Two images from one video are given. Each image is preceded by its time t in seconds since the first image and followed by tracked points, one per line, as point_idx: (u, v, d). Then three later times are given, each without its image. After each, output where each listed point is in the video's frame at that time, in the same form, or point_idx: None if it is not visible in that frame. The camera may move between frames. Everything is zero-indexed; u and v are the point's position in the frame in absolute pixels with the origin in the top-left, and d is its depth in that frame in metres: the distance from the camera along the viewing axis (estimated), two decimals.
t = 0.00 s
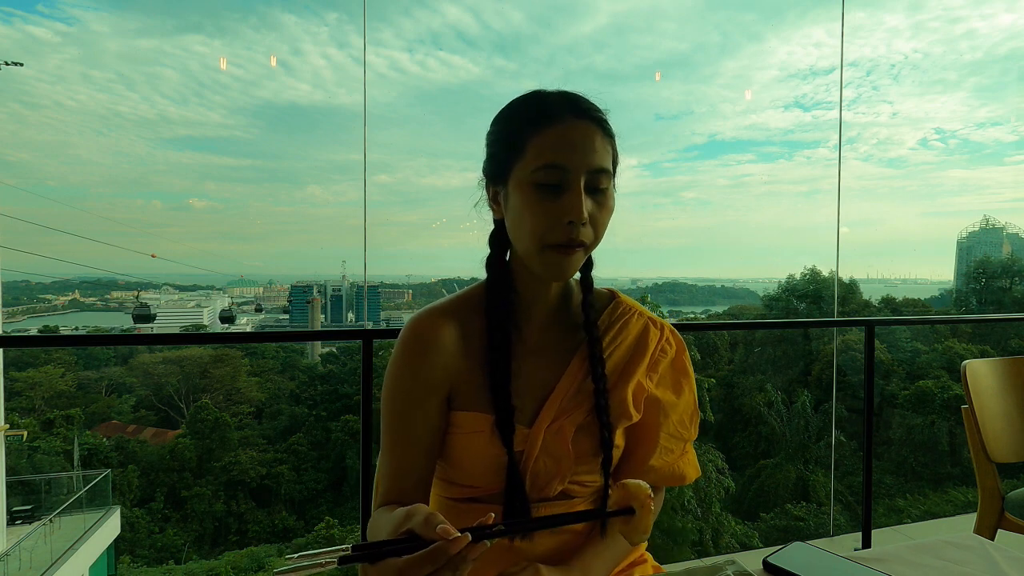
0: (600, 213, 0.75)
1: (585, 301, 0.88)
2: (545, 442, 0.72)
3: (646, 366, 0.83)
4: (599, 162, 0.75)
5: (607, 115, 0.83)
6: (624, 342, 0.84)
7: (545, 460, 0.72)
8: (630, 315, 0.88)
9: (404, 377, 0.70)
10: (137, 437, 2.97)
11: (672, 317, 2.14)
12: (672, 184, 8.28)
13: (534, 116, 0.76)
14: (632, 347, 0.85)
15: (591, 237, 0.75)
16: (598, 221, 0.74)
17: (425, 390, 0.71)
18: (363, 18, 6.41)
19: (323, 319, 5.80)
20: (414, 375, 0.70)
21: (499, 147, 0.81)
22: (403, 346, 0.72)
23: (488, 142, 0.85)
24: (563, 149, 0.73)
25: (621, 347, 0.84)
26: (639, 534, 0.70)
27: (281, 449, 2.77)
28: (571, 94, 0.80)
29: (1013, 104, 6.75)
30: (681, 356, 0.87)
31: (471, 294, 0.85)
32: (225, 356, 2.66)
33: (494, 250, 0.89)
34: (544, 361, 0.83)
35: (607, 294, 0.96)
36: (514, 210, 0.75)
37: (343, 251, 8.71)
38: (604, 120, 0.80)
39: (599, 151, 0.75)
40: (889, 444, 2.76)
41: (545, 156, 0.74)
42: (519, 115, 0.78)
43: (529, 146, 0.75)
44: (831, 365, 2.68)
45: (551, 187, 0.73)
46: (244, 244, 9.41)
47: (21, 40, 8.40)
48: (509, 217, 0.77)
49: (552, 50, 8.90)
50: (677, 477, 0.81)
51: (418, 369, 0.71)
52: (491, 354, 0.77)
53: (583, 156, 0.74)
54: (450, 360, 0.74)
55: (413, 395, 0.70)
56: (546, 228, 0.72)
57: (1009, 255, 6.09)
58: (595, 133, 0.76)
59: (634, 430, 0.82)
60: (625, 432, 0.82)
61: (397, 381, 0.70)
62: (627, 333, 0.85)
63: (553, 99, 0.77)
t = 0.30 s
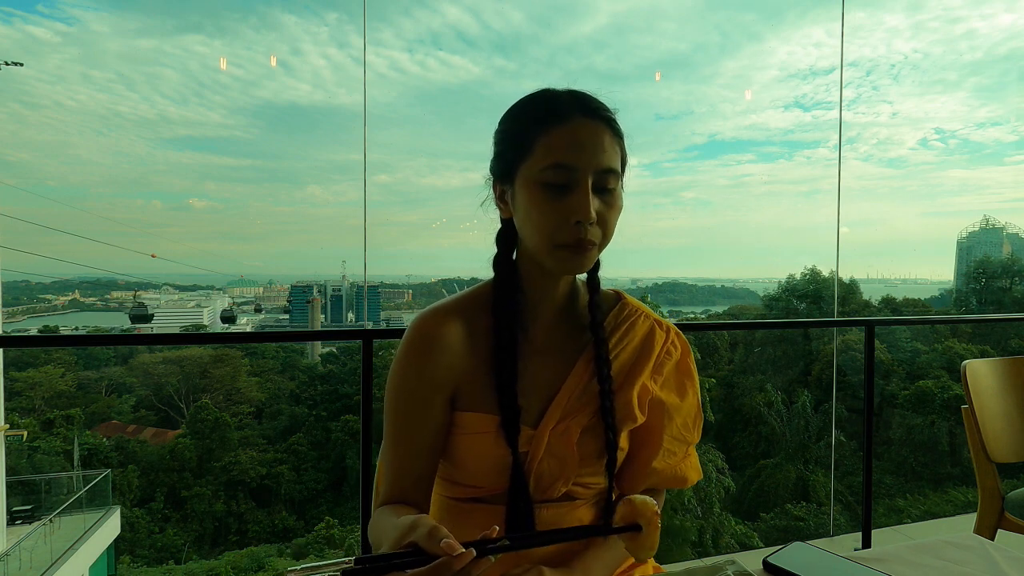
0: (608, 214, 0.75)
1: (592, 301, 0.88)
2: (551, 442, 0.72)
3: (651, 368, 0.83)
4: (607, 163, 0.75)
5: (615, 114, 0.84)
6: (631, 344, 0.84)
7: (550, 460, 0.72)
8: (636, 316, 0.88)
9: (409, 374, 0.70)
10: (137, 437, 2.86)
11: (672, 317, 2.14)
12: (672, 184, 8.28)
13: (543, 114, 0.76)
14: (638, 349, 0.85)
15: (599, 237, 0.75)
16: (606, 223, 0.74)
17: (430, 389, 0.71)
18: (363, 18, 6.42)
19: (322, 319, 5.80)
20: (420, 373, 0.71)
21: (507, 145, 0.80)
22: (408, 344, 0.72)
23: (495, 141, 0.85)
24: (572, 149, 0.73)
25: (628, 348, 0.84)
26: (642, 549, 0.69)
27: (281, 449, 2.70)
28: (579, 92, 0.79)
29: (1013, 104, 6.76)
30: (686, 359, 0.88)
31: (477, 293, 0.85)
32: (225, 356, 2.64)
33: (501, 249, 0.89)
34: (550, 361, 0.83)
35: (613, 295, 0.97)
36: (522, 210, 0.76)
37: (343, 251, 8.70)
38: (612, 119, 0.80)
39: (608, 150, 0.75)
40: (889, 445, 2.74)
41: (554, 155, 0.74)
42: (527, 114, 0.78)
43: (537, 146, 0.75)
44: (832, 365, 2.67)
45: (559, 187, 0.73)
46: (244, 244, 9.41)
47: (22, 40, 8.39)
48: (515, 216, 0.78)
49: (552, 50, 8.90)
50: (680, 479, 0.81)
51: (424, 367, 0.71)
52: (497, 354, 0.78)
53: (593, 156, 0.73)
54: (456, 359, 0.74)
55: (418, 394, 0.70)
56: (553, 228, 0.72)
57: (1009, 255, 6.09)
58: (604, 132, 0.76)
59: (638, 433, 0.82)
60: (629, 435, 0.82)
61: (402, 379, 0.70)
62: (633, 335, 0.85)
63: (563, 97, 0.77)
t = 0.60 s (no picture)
0: (610, 217, 0.75)
1: (592, 302, 0.89)
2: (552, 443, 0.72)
3: (651, 368, 0.83)
4: (609, 168, 0.75)
5: (616, 115, 0.84)
6: (631, 344, 0.84)
7: (551, 462, 0.72)
8: (637, 317, 0.88)
9: (412, 375, 0.71)
10: (136, 438, 2.78)
11: (673, 317, 2.14)
12: (672, 184, 8.28)
13: (544, 117, 0.76)
14: (639, 349, 0.85)
15: (599, 240, 0.75)
16: (606, 227, 0.75)
17: (432, 389, 0.71)
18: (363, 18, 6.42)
19: (322, 319, 5.80)
20: (422, 374, 0.71)
21: (507, 146, 0.80)
22: (411, 344, 0.73)
23: (495, 141, 0.85)
24: (575, 154, 0.74)
25: (629, 349, 0.84)
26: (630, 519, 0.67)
27: (282, 449, 2.66)
28: (579, 94, 0.79)
29: (1013, 104, 6.74)
30: (686, 359, 0.88)
31: (478, 294, 0.86)
32: (225, 356, 2.62)
33: (502, 249, 0.88)
34: (551, 361, 0.84)
35: (614, 295, 0.97)
36: (522, 213, 0.76)
37: (343, 251, 8.70)
38: (613, 121, 0.80)
39: (609, 153, 0.76)
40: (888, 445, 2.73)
41: (556, 159, 0.74)
42: (528, 115, 0.78)
43: (539, 150, 0.75)
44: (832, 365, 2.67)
45: (560, 194, 0.74)
46: (244, 244, 9.40)
47: (21, 40, 8.38)
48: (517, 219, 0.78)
49: (552, 50, 8.90)
50: (680, 479, 0.82)
51: (427, 368, 0.71)
52: (499, 354, 0.78)
53: (595, 161, 0.74)
54: (459, 360, 0.75)
55: (421, 395, 0.70)
56: (556, 232, 0.73)
57: (1009, 255, 6.08)
58: (605, 137, 0.76)
59: (638, 434, 0.82)
60: (630, 435, 0.82)
61: (405, 379, 0.71)
62: (633, 336, 0.85)
63: (565, 100, 0.77)
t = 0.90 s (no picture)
0: (598, 201, 0.76)
1: (590, 300, 0.89)
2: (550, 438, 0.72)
3: (650, 367, 0.84)
4: (592, 152, 0.77)
5: (599, 111, 0.86)
6: (629, 343, 0.84)
7: (548, 457, 0.72)
8: (635, 315, 0.88)
9: (405, 372, 0.71)
10: (137, 438, 2.76)
11: (672, 317, 2.14)
12: (672, 184, 8.28)
13: (526, 113, 0.79)
14: (637, 347, 0.85)
15: (592, 226, 0.76)
16: (597, 213, 0.76)
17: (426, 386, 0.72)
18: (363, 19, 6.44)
19: (322, 319, 5.81)
20: (416, 371, 0.72)
21: (493, 149, 0.83)
22: (404, 341, 0.74)
23: (483, 148, 0.88)
24: (557, 141, 0.75)
25: (626, 346, 0.84)
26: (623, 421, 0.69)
27: (281, 449, 2.62)
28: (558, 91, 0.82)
29: (1013, 104, 6.72)
30: (686, 358, 0.88)
31: (473, 296, 0.86)
32: (224, 356, 2.61)
33: (497, 252, 0.89)
34: (548, 359, 0.84)
35: (612, 295, 0.97)
36: (512, 206, 0.77)
37: (343, 251, 8.70)
38: (594, 113, 0.82)
39: (591, 139, 0.78)
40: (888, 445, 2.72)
41: (539, 148, 0.76)
42: (510, 115, 0.81)
43: (523, 143, 0.77)
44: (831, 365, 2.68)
45: (546, 180, 0.75)
46: (244, 244, 9.39)
47: (22, 40, 8.37)
48: (507, 212, 0.79)
49: (552, 50, 8.91)
50: (679, 478, 0.82)
51: (419, 365, 0.72)
52: (494, 351, 0.78)
53: (577, 147, 0.76)
54: (453, 358, 0.76)
55: (415, 391, 0.71)
56: (546, 217, 0.73)
57: (1009, 255, 6.07)
58: (587, 124, 0.78)
59: (637, 433, 0.82)
60: (629, 434, 0.82)
61: (398, 377, 0.71)
62: (630, 335, 0.85)
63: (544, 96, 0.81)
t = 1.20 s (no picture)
0: (594, 199, 0.76)
1: (589, 300, 0.89)
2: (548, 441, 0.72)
3: (650, 366, 0.83)
4: (588, 149, 0.77)
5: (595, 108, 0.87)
6: (628, 343, 0.84)
7: (545, 457, 0.73)
8: (635, 315, 0.88)
9: (405, 370, 0.72)
10: (137, 438, 2.76)
11: (672, 317, 2.14)
12: (672, 184, 8.28)
13: (521, 112, 0.80)
14: (637, 346, 0.85)
15: (588, 223, 0.76)
16: (593, 212, 0.76)
17: (424, 386, 0.72)
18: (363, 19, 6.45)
19: (322, 319, 5.80)
20: (416, 370, 0.72)
21: (489, 149, 0.84)
22: (404, 340, 0.74)
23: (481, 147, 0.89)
24: (552, 138, 0.76)
25: (626, 346, 0.84)
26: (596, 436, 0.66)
27: (281, 449, 2.61)
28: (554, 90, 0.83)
29: (1013, 104, 6.71)
30: (686, 357, 0.88)
31: (471, 297, 0.87)
32: (224, 356, 2.59)
33: (496, 253, 0.90)
34: (547, 359, 0.84)
35: (612, 294, 0.97)
36: (507, 205, 0.78)
37: (343, 251, 8.70)
38: (589, 112, 0.83)
39: (586, 136, 0.78)
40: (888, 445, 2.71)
41: (535, 148, 0.76)
42: (506, 115, 0.81)
43: (517, 143, 0.78)
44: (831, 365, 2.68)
45: (543, 179, 0.75)
46: (244, 244, 9.39)
47: (22, 40, 8.33)
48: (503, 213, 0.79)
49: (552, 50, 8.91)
50: (679, 477, 0.82)
51: (418, 365, 0.72)
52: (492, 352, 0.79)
53: (572, 144, 0.76)
54: (453, 357, 0.76)
55: (413, 388, 0.71)
56: (541, 217, 0.73)
57: (1009, 255, 6.07)
58: (582, 123, 0.79)
59: (638, 431, 0.82)
60: (629, 433, 0.82)
61: (397, 376, 0.72)
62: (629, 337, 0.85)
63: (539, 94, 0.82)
